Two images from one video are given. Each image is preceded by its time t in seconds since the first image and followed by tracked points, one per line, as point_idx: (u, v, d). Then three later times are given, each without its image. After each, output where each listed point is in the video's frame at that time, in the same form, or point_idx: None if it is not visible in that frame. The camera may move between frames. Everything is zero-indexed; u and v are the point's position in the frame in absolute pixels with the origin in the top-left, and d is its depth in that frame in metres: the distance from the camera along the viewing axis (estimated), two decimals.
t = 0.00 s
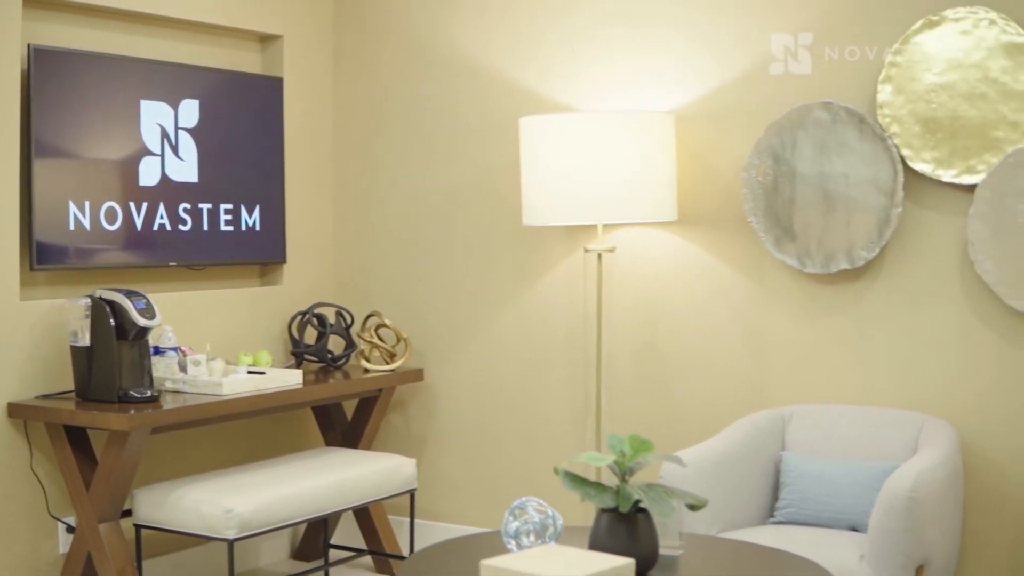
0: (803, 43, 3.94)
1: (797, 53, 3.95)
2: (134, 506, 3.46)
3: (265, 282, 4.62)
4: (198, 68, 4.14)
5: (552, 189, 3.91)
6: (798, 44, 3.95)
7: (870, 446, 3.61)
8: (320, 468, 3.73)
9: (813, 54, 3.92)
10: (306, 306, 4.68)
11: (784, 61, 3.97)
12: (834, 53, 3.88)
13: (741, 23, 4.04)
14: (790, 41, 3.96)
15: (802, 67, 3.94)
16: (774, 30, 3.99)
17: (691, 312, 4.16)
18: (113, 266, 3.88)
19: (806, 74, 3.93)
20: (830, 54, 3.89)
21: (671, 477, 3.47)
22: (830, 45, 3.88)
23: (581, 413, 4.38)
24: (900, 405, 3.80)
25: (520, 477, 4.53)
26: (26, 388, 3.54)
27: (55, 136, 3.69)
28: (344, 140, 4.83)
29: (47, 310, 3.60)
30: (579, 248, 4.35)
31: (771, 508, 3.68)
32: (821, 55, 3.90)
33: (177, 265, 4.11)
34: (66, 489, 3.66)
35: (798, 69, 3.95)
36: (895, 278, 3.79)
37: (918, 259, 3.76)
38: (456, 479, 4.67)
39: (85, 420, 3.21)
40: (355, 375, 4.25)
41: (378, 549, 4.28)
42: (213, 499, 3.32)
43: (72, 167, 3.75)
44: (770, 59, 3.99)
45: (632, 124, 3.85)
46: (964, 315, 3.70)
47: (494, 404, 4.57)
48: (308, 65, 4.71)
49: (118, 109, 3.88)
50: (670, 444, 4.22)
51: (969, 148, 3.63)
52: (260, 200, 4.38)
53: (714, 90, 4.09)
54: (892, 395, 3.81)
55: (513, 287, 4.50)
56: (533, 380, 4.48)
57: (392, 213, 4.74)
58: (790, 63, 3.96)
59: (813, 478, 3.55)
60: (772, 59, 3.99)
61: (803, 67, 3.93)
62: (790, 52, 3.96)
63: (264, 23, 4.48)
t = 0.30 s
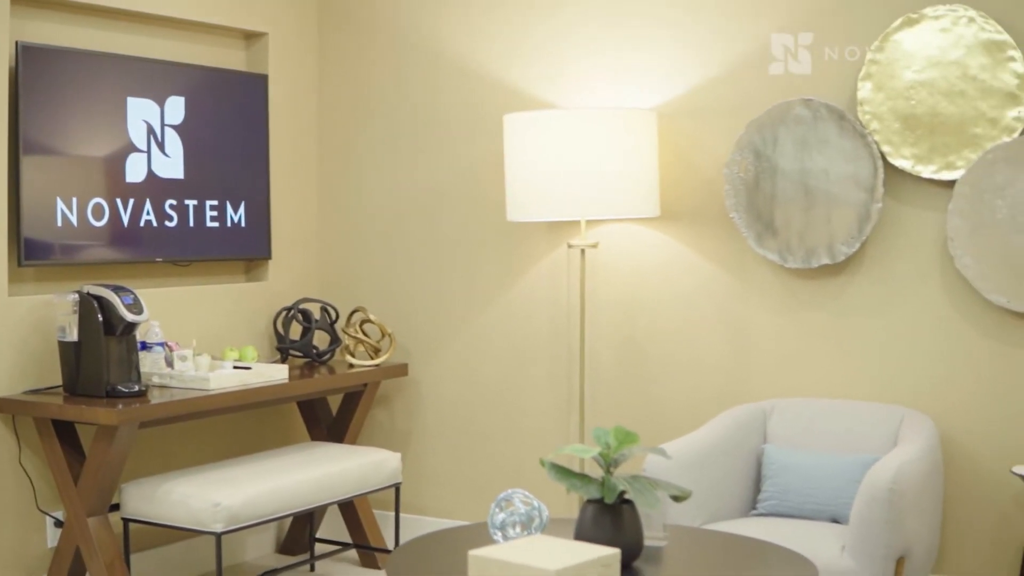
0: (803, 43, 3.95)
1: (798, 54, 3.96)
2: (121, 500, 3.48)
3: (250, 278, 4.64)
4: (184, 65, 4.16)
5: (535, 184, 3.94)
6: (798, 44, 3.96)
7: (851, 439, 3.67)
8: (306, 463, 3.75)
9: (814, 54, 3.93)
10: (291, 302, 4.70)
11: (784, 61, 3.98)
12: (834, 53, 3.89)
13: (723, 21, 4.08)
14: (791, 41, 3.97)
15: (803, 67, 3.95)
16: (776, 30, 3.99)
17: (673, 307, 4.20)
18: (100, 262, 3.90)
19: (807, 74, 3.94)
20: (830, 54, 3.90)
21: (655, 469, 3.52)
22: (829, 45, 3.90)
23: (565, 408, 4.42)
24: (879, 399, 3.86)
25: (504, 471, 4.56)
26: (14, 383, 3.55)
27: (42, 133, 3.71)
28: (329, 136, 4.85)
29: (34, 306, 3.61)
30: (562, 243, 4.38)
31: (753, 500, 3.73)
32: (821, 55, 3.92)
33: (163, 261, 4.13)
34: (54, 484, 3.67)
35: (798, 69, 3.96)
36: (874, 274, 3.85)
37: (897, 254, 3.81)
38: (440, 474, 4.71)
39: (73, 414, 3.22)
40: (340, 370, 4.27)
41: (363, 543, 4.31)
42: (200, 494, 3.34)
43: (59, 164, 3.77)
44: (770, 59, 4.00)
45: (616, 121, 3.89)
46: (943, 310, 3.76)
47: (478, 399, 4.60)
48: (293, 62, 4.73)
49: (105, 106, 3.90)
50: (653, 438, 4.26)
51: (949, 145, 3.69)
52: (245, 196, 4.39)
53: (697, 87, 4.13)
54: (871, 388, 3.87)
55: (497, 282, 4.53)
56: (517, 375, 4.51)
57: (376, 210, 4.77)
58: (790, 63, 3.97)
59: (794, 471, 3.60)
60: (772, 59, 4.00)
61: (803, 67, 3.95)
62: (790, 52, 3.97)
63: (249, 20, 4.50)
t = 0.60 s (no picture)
0: (803, 43, 3.97)
1: (798, 54, 3.98)
2: (114, 494, 3.50)
3: (240, 273, 4.66)
4: (175, 62, 4.18)
5: (523, 180, 3.97)
6: (798, 44, 3.98)
7: (836, 432, 3.72)
8: (297, 456, 3.78)
9: (814, 54, 3.95)
10: (281, 298, 4.72)
11: (784, 61, 4.00)
12: (836, 54, 3.92)
13: (711, 18, 4.12)
14: (791, 41, 3.99)
15: (804, 67, 3.97)
16: (776, 30, 4.01)
17: (661, 302, 4.24)
18: (91, 258, 3.92)
19: (807, 74, 3.96)
20: (830, 55, 3.93)
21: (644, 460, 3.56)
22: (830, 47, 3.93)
23: (553, 402, 4.46)
24: (863, 392, 3.91)
25: (493, 465, 4.60)
26: (7, 378, 3.58)
27: (34, 130, 3.73)
28: (319, 133, 4.88)
29: (28, 302, 3.63)
30: (550, 239, 4.42)
31: (739, 493, 3.78)
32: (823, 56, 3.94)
33: (154, 257, 4.15)
34: (47, 478, 3.70)
35: (800, 69, 3.98)
36: (858, 268, 3.90)
37: (880, 249, 3.86)
38: (429, 468, 4.74)
39: (67, 408, 3.25)
40: (330, 365, 4.30)
41: (353, 536, 4.35)
42: (192, 487, 3.37)
43: (51, 161, 3.79)
44: (770, 59, 4.02)
45: (604, 117, 3.92)
46: (927, 304, 3.81)
47: (467, 394, 4.64)
48: (283, 60, 4.76)
49: (96, 103, 3.92)
50: (639, 432, 4.30)
51: (932, 141, 3.74)
52: (235, 192, 4.42)
53: (684, 84, 4.17)
54: (855, 381, 3.92)
55: (486, 277, 4.56)
56: (506, 369, 4.55)
57: (365, 206, 4.79)
58: (790, 63, 3.99)
59: (780, 463, 3.65)
60: (772, 59, 4.02)
61: (803, 67, 3.97)
62: (791, 53, 3.99)
63: (239, 18, 4.52)
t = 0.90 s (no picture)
0: (803, 43, 3.99)
1: (798, 54, 4.01)
2: (111, 486, 3.53)
3: (233, 269, 4.69)
4: (169, 59, 4.21)
5: (514, 176, 4.01)
6: (797, 44, 4.01)
7: (824, 424, 3.76)
8: (290, 449, 3.81)
9: (813, 54, 3.98)
10: (273, 293, 4.75)
11: (783, 61, 4.02)
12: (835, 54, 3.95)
13: (702, 16, 4.16)
14: (790, 41, 4.01)
15: (802, 67, 3.99)
16: (774, 31, 4.04)
17: (651, 296, 4.28)
18: (87, 253, 3.95)
19: (806, 74, 3.99)
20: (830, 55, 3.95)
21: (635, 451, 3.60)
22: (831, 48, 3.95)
23: (544, 396, 4.50)
24: (850, 385, 3.96)
25: (484, 458, 4.64)
26: (4, 372, 3.60)
27: (29, 127, 3.76)
28: (311, 129, 4.91)
29: (24, 296, 3.66)
30: (540, 234, 4.46)
31: (729, 484, 3.82)
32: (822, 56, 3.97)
33: (149, 252, 4.18)
34: (43, 471, 3.72)
35: (798, 69, 4.00)
36: (846, 262, 3.94)
37: (867, 243, 3.91)
38: (421, 461, 4.78)
39: (64, 402, 3.28)
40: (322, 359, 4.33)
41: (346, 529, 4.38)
42: (188, 479, 3.40)
43: (46, 157, 3.81)
44: (771, 59, 4.05)
45: (596, 113, 3.96)
46: (914, 298, 3.86)
47: (458, 387, 4.68)
48: (275, 56, 4.78)
49: (91, 100, 3.94)
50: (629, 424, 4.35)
51: (919, 137, 3.78)
52: (229, 188, 4.44)
53: (675, 80, 4.21)
54: (843, 374, 3.97)
55: (477, 272, 4.60)
56: (497, 363, 4.59)
57: (357, 201, 4.82)
58: (789, 64, 4.02)
59: (769, 455, 3.69)
60: (772, 59, 4.04)
61: (803, 67, 3.99)
62: (790, 53, 4.01)
63: (232, 15, 4.55)
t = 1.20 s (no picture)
0: (803, 43, 4.01)
1: (798, 54, 4.03)
2: (108, 479, 3.56)
3: (228, 264, 4.72)
4: (164, 56, 4.23)
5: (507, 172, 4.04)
6: (798, 44, 4.03)
7: (814, 417, 3.80)
8: (285, 443, 3.84)
9: (814, 54, 4.00)
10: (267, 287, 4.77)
11: (784, 61, 4.04)
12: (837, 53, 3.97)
13: (695, 13, 4.19)
14: (791, 41, 4.04)
15: (803, 67, 4.01)
16: (775, 30, 4.06)
17: (642, 291, 4.32)
18: (83, 248, 3.97)
19: (806, 74, 4.01)
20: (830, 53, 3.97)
21: (628, 443, 3.64)
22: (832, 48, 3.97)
23: (537, 390, 4.53)
24: (839, 377, 4.00)
25: (476, 452, 4.67)
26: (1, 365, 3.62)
27: (26, 123, 3.78)
28: (304, 125, 4.93)
29: (21, 290, 3.67)
30: (533, 229, 4.49)
31: (720, 476, 3.86)
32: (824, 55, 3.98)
33: (144, 247, 4.20)
34: (40, 464, 3.74)
35: (799, 69, 4.02)
36: (836, 257, 3.98)
37: (857, 237, 3.95)
38: (414, 455, 4.81)
39: (61, 395, 3.30)
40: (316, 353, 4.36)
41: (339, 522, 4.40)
42: (184, 472, 3.43)
43: (43, 153, 3.84)
44: (771, 59, 4.07)
45: (589, 109, 3.99)
46: (903, 292, 3.90)
47: (451, 382, 4.71)
48: (269, 53, 4.80)
49: (87, 96, 3.97)
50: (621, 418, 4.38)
51: (908, 133, 3.82)
52: (223, 183, 4.47)
53: (668, 77, 4.24)
54: (833, 367, 4.01)
55: (470, 268, 4.63)
56: (489, 358, 4.62)
57: (351, 197, 4.85)
58: (790, 63, 4.04)
59: (760, 447, 3.73)
60: (773, 59, 4.06)
61: (804, 67, 4.01)
62: (790, 52, 4.04)
63: (227, 11, 4.56)
